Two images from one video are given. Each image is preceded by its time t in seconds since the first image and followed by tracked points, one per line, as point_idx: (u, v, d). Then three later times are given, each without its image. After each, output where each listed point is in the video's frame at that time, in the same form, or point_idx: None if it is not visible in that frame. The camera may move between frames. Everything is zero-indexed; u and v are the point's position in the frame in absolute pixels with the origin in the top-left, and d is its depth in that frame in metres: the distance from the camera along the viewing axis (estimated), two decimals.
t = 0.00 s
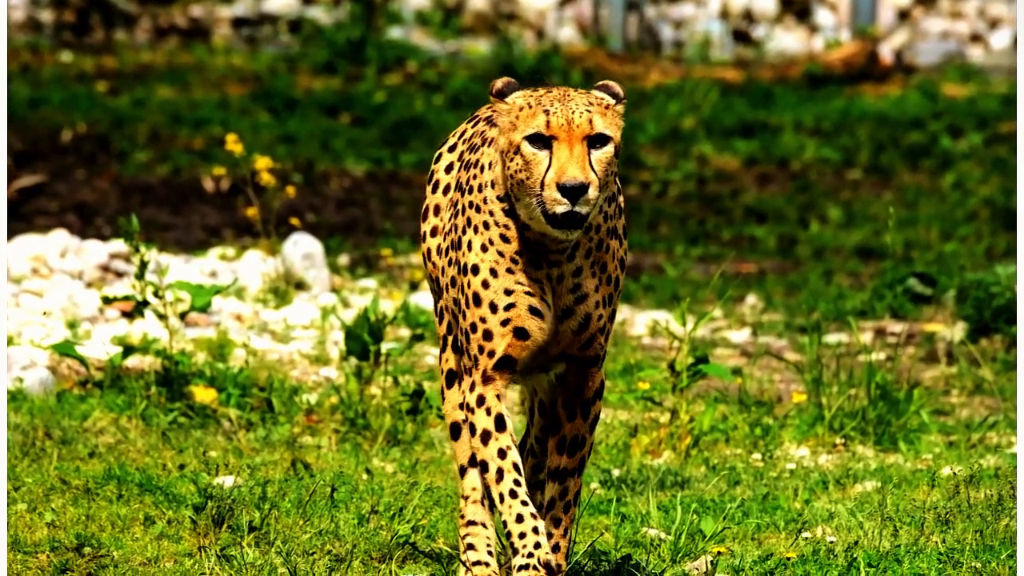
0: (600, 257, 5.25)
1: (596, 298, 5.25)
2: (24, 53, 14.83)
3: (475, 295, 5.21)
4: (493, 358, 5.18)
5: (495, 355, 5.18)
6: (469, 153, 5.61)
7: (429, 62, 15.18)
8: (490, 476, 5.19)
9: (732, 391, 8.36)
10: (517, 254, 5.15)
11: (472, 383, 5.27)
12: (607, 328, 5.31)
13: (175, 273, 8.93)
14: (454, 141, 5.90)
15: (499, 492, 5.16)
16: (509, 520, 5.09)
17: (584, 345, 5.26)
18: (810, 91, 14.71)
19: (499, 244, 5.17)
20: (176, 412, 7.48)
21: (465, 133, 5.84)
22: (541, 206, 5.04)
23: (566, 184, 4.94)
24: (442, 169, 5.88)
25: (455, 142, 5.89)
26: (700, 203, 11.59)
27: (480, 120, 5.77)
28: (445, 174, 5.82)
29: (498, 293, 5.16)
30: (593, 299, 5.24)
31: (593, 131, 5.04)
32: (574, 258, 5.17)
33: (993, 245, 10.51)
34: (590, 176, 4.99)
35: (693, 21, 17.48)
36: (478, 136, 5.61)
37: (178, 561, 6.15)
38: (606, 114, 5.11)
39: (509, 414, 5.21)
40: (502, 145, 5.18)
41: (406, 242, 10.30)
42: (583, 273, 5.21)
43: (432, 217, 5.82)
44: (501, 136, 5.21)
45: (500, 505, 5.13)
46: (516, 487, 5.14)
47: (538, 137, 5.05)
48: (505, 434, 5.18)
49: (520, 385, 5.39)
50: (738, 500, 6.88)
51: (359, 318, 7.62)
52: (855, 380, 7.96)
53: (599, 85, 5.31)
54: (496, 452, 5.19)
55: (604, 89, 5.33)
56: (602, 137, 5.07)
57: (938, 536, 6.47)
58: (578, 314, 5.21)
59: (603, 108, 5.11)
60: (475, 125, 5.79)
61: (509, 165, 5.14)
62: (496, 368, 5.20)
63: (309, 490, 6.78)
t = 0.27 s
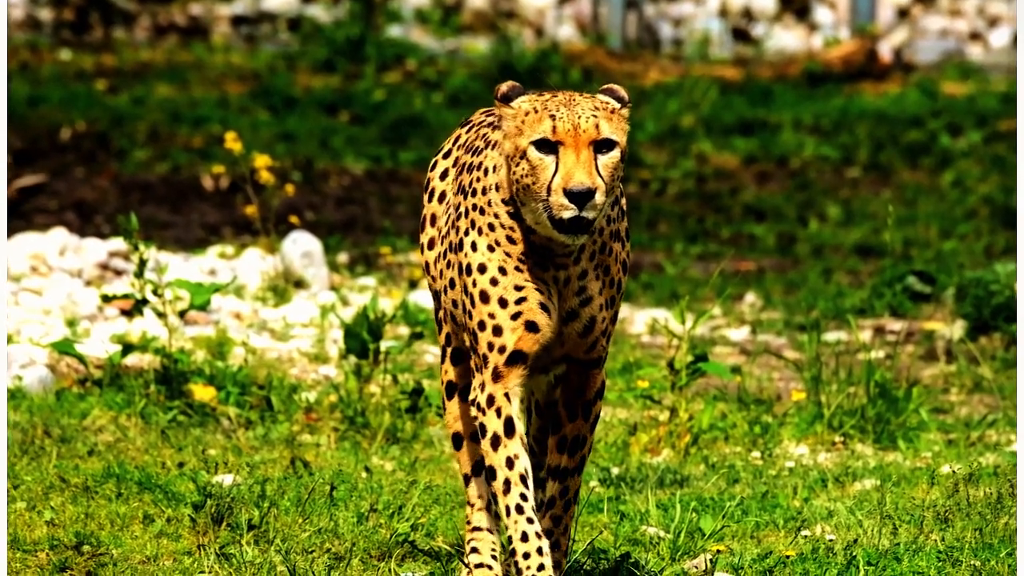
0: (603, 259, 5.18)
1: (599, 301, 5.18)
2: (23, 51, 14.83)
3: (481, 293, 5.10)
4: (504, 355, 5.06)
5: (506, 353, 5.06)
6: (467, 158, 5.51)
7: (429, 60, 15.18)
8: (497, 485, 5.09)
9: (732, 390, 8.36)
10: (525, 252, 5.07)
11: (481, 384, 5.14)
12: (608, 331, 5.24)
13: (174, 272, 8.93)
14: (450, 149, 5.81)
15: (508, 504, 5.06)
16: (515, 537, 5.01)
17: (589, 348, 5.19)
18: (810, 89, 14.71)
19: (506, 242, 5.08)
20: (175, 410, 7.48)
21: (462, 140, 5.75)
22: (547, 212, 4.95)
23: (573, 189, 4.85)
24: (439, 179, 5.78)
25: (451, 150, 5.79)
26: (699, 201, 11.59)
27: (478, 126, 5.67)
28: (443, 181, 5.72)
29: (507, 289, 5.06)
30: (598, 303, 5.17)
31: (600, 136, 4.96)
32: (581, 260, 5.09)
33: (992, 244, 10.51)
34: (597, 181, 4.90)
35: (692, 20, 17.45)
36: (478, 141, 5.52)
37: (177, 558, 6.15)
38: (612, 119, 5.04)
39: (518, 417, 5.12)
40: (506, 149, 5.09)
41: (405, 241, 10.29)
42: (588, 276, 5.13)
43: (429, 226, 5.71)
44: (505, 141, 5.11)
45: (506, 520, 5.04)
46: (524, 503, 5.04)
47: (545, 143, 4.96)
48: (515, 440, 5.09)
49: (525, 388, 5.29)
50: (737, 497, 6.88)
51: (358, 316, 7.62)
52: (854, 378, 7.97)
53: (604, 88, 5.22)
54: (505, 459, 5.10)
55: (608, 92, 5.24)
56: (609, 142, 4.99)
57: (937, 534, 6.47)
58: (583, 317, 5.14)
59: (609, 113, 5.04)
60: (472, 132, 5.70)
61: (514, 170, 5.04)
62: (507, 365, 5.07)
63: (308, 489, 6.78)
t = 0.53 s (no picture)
0: (606, 264, 5.13)
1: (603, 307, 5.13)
2: (22, 49, 14.83)
3: (484, 296, 5.04)
4: (507, 359, 5.00)
5: (509, 356, 5.00)
6: (467, 160, 5.46)
7: (428, 59, 15.18)
8: (500, 494, 5.04)
9: (731, 388, 8.36)
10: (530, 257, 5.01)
11: (485, 388, 5.08)
12: (610, 336, 5.19)
13: (173, 270, 8.92)
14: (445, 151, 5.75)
15: (513, 515, 5.01)
16: (518, 549, 4.96)
17: (591, 353, 5.14)
18: (809, 87, 14.72)
19: (509, 244, 5.03)
20: (174, 409, 7.48)
21: (458, 141, 5.69)
22: (553, 220, 4.89)
23: (581, 199, 4.79)
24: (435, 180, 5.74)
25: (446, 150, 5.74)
26: (698, 200, 11.59)
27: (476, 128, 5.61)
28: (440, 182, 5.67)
29: (510, 292, 5.00)
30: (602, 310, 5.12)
31: (609, 147, 4.89)
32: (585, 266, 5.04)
33: (991, 242, 10.50)
34: (605, 191, 4.84)
35: (690, 18, 17.49)
36: (477, 143, 5.47)
37: (176, 557, 6.15)
38: (620, 128, 4.97)
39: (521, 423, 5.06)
40: (512, 155, 5.02)
41: (404, 239, 10.29)
42: (593, 284, 5.09)
43: (426, 227, 5.65)
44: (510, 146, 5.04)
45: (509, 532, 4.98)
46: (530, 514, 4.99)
47: (552, 152, 4.89)
48: (518, 448, 5.03)
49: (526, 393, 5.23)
50: (736, 496, 6.88)
51: (357, 315, 7.62)
52: (853, 376, 7.97)
53: (610, 94, 5.14)
54: (509, 468, 5.04)
55: (614, 98, 5.16)
56: (616, 152, 4.93)
57: (936, 533, 6.47)
58: (586, 322, 5.08)
59: (617, 121, 4.97)
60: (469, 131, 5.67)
61: (520, 176, 4.97)
62: (509, 370, 5.02)
63: (307, 487, 6.79)
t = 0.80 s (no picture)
0: (608, 272, 4.99)
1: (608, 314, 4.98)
2: (20, 47, 14.82)
3: (484, 301, 4.90)
4: (506, 366, 4.87)
5: (508, 364, 4.87)
6: (468, 160, 5.34)
7: (426, 56, 15.18)
8: (501, 501, 4.94)
9: (729, 386, 8.36)
10: (533, 265, 4.86)
11: (485, 396, 4.95)
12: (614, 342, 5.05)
13: (171, 268, 8.92)
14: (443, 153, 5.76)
15: (513, 523, 4.92)
16: (518, 559, 4.88)
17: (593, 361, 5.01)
18: (807, 85, 14.72)
19: (510, 251, 4.88)
20: (173, 406, 7.48)
21: (456, 141, 5.66)
22: (562, 228, 4.73)
23: (592, 210, 4.64)
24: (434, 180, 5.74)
25: (443, 150, 5.76)
26: (697, 197, 11.59)
27: (473, 129, 5.58)
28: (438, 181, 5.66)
29: (510, 299, 4.85)
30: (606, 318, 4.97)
31: (622, 161, 4.73)
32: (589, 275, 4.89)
33: (990, 240, 10.50)
34: (616, 203, 4.69)
35: (689, 15, 17.63)
36: (478, 144, 5.34)
37: (175, 554, 6.15)
38: (631, 140, 4.81)
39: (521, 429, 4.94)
40: (520, 162, 4.85)
41: (403, 237, 10.29)
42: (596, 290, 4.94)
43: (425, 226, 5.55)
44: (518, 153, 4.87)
45: (510, 541, 4.89)
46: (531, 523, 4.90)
47: (563, 162, 4.73)
48: (518, 458, 4.91)
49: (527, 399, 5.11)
50: (735, 493, 6.88)
51: (356, 312, 7.62)
52: (852, 374, 7.97)
53: (618, 102, 5.00)
54: (509, 476, 4.93)
55: (622, 107, 5.00)
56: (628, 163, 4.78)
57: (935, 531, 6.48)
58: (590, 330, 4.93)
59: (628, 133, 4.81)
60: (466, 128, 5.68)
61: (528, 185, 4.80)
62: (508, 378, 4.89)
63: (306, 484, 6.79)
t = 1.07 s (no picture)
0: (608, 282, 4.98)
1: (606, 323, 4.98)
2: (19, 45, 14.83)
3: (484, 298, 4.89)
4: (504, 363, 4.85)
5: (506, 361, 4.85)
6: (467, 158, 5.33)
7: (424, 54, 15.18)
8: (501, 499, 4.93)
9: (728, 384, 8.37)
10: (533, 265, 4.85)
11: (484, 392, 4.94)
12: (611, 351, 5.06)
13: (170, 266, 8.92)
14: (438, 150, 5.77)
15: (514, 521, 4.91)
16: (518, 560, 4.87)
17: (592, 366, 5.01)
18: (806, 83, 14.73)
19: (511, 249, 4.87)
20: (172, 404, 7.47)
21: (452, 139, 5.67)
22: (571, 236, 4.71)
23: (605, 218, 4.61)
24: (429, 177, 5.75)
25: (439, 147, 5.77)
26: (695, 195, 11.59)
27: (469, 127, 5.58)
28: (434, 179, 5.66)
29: (509, 297, 4.83)
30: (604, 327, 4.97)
31: (631, 169, 4.73)
32: (590, 282, 4.88)
33: (989, 237, 10.50)
34: (628, 211, 4.67)
35: (688, 13, 17.55)
36: (477, 142, 5.33)
37: (174, 552, 6.15)
38: (639, 148, 4.80)
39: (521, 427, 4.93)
40: (526, 168, 4.82)
41: (402, 235, 10.29)
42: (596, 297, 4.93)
43: (420, 224, 5.54)
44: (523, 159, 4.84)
45: (509, 540, 4.89)
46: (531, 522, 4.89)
47: (574, 170, 4.70)
48: (518, 455, 4.90)
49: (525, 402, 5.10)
50: (734, 491, 6.89)
51: (355, 310, 7.62)
52: (851, 372, 7.97)
53: (620, 109, 4.99)
54: (509, 474, 4.92)
55: (624, 113, 4.99)
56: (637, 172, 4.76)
57: (933, 529, 6.48)
58: (588, 336, 4.93)
59: (636, 141, 4.80)
60: (462, 123, 5.69)
61: (537, 193, 4.77)
62: (506, 375, 4.87)
63: (305, 482, 6.79)
